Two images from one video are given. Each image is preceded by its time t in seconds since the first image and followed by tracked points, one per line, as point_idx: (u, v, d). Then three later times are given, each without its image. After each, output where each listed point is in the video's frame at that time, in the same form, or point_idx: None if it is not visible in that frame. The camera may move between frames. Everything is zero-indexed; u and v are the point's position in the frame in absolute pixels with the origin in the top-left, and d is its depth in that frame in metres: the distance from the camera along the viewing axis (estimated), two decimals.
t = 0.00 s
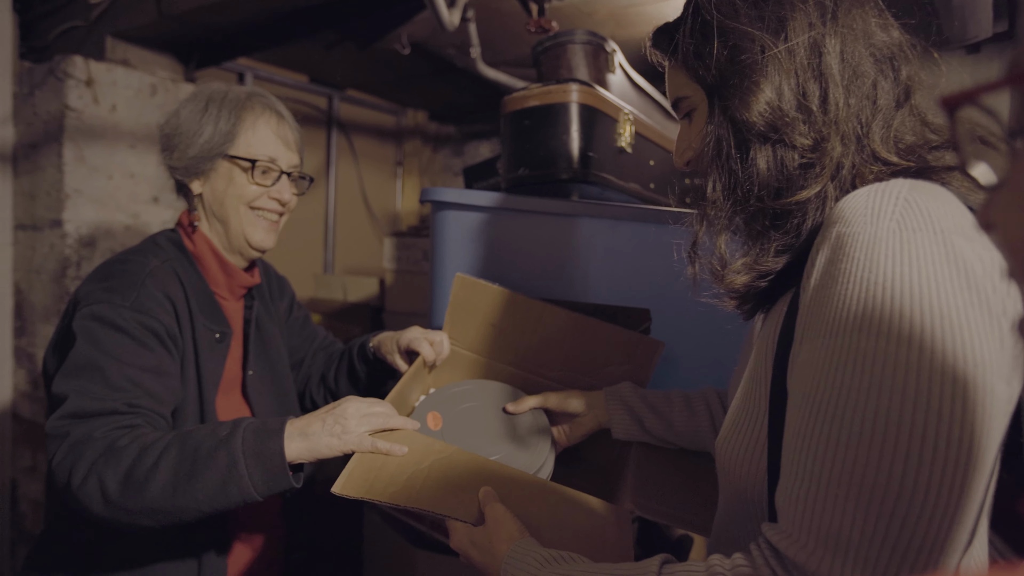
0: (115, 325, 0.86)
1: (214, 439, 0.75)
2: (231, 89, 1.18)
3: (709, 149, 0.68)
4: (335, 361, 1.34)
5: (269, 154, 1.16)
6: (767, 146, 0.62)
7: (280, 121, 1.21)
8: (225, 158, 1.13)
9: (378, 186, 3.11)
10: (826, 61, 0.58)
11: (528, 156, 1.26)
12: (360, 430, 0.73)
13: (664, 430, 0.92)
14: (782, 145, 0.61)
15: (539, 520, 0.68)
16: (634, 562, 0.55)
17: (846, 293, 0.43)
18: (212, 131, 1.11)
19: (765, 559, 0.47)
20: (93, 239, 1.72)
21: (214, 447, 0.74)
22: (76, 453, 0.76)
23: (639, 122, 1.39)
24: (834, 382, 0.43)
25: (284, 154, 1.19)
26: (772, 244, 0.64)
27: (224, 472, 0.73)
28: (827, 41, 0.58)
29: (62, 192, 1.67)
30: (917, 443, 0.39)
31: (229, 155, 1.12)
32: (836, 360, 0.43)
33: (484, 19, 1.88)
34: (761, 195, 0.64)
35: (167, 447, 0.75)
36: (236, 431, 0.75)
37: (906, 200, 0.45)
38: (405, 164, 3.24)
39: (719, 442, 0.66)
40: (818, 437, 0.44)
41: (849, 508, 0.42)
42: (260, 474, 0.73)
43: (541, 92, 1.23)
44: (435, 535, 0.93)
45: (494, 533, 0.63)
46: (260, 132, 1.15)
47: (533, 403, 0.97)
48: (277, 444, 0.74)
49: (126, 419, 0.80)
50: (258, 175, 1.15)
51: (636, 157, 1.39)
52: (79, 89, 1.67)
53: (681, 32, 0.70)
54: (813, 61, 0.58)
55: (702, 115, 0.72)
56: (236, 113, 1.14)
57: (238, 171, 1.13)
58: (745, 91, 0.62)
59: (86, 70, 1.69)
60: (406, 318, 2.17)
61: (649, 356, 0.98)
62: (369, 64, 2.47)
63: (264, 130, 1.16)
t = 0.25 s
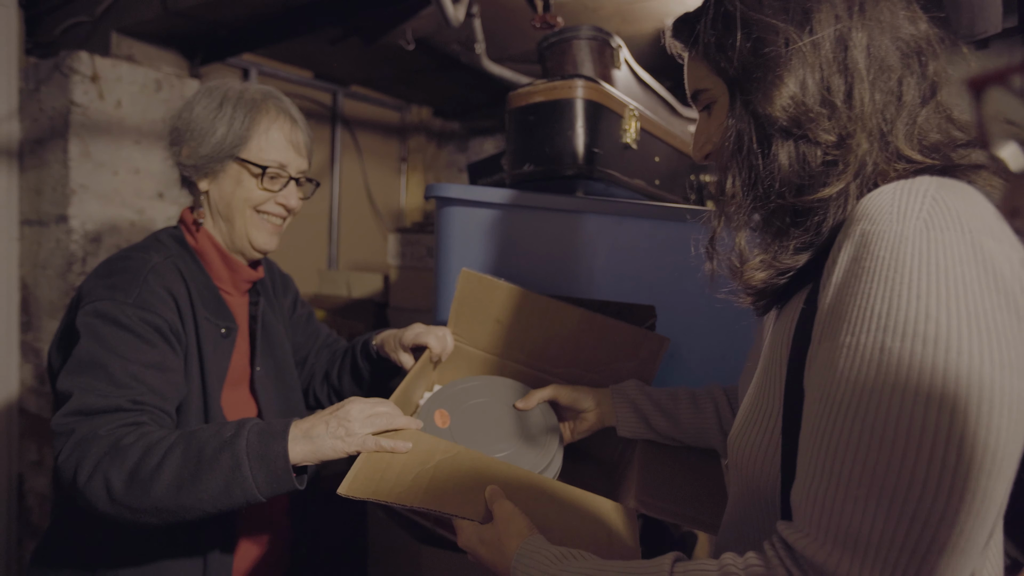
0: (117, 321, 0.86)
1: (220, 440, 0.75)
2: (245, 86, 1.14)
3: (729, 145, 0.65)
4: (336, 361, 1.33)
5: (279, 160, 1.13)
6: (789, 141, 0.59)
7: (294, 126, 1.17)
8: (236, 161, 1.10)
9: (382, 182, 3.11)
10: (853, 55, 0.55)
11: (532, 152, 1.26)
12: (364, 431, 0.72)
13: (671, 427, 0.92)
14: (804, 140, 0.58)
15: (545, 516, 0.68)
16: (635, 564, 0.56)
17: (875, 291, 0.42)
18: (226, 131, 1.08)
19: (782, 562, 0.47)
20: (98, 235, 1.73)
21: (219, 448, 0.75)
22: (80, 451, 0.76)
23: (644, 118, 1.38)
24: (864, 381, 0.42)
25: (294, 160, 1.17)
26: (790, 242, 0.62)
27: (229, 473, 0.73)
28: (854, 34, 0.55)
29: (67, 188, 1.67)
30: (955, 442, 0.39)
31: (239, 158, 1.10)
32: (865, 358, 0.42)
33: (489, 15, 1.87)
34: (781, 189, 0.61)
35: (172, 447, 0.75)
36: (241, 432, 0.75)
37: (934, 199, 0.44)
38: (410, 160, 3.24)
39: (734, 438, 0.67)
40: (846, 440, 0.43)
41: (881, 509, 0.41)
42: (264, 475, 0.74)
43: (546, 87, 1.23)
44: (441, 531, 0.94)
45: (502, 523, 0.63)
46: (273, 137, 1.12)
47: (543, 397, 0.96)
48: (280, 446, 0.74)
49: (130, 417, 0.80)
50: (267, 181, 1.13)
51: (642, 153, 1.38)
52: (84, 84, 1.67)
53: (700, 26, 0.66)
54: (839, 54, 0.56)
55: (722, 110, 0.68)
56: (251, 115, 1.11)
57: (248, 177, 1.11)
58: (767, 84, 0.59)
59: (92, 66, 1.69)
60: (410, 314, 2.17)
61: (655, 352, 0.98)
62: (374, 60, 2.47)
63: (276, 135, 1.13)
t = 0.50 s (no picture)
0: (114, 320, 0.85)
1: (219, 441, 0.75)
2: (247, 83, 1.10)
3: (755, 138, 0.63)
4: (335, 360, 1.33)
5: (281, 160, 1.10)
6: (817, 136, 0.57)
7: (295, 124, 1.14)
8: (237, 160, 1.07)
9: (381, 179, 3.11)
10: (883, 50, 0.53)
11: (531, 149, 1.26)
12: (363, 431, 0.73)
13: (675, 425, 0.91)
14: (835, 137, 0.56)
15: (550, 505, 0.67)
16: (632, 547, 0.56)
17: (903, 283, 0.42)
18: (227, 130, 1.05)
19: (797, 557, 0.47)
20: (95, 232, 1.72)
21: (218, 450, 0.74)
22: (78, 451, 0.76)
23: (642, 116, 1.38)
24: (892, 374, 0.41)
25: (296, 159, 1.14)
26: (811, 237, 0.58)
27: (227, 475, 0.73)
28: (885, 30, 0.53)
29: (64, 184, 1.66)
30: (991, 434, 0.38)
31: (240, 157, 1.07)
32: (893, 352, 0.41)
33: (488, 12, 1.87)
34: (805, 185, 0.58)
35: (171, 447, 0.75)
36: (240, 434, 0.75)
37: (962, 196, 0.44)
38: (408, 157, 3.23)
39: (744, 433, 0.67)
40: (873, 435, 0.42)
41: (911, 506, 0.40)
42: (262, 475, 0.73)
43: (545, 85, 1.22)
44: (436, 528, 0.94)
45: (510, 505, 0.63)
46: (275, 136, 1.09)
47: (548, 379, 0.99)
48: (281, 448, 0.74)
49: (128, 416, 0.79)
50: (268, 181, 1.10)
51: (640, 151, 1.38)
52: (81, 80, 1.67)
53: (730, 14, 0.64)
54: (868, 49, 0.54)
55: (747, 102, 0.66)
56: (253, 114, 1.07)
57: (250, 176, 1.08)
58: (794, 76, 0.56)
59: (89, 61, 1.68)
60: (409, 312, 2.16)
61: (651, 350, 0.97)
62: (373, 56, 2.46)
63: (279, 134, 1.10)
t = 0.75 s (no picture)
0: (117, 325, 0.84)
1: (223, 447, 0.75)
2: (251, 89, 1.07)
3: (789, 140, 0.61)
4: (336, 363, 1.32)
5: (283, 166, 1.06)
6: (852, 140, 0.56)
7: (300, 130, 1.10)
8: (240, 166, 1.04)
9: (377, 184, 3.11)
10: (924, 59, 0.52)
11: (526, 156, 1.26)
12: (365, 436, 0.73)
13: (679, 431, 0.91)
14: (871, 143, 0.55)
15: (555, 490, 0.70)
16: (644, 531, 0.57)
17: (933, 291, 0.45)
18: (229, 136, 1.02)
19: (815, 547, 0.50)
20: (90, 235, 1.73)
21: (223, 456, 0.74)
22: (81, 458, 0.75)
23: (638, 123, 1.39)
24: (917, 375, 0.44)
25: (299, 166, 1.10)
26: (840, 242, 0.58)
27: (234, 479, 0.73)
28: (927, 43, 0.52)
29: (59, 188, 1.67)
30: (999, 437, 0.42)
31: (244, 163, 1.04)
32: (920, 354, 0.44)
33: (483, 18, 1.89)
34: (837, 190, 0.57)
35: (175, 453, 0.75)
36: (245, 440, 0.75)
37: (995, 209, 0.47)
38: (405, 161, 3.24)
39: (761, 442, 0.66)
40: (891, 432, 0.45)
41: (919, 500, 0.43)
42: (268, 479, 0.73)
43: (540, 92, 1.23)
44: (431, 533, 0.94)
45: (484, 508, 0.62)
46: (278, 142, 1.06)
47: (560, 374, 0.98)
48: (285, 454, 0.74)
49: (132, 423, 0.78)
50: (270, 187, 1.06)
51: (635, 158, 1.39)
52: (77, 84, 1.68)
53: (770, 13, 0.63)
54: (909, 58, 0.53)
55: (779, 103, 0.64)
56: (256, 120, 1.04)
57: (253, 183, 1.05)
58: (834, 78, 0.56)
59: (85, 66, 1.69)
60: (405, 316, 2.16)
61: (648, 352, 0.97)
62: (371, 62, 2.47)
63: (282, 140, 1.07)
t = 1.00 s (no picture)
0: (108, 331, 0.83)
1: (215, 448, 0.75)
2: (247, 91, 1.07)
3: (799, 149, 0.62)
4: (324, 365, 1.32)
5: (280, 172, 1.06)
6: (860, 151, 0.57)
7: (295, 135, 1.10)
8: (236, 171, 1.03)
9: (364, 185, 3.11)
10: (930, 72, 0.54)
11: (512, 159, 1.27)
12: (356, 431, 0.74)
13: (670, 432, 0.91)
14: (878, 154, 0.56)
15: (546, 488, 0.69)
16: (643, 515, 0.58)
17: (932, 296, 0.46)
18: (226, 140, 1.02)
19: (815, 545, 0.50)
20: (73, 237, 1.71)
21: (215, 458, 0.74)
22: (69, 466, 0.75)
23: (622, 126, 1.41)
24: (914, 377, 0.45)
25: (295, 170, 1.09)
26: (847, 250, 0.59)
27: (227, 480, 0.73)
28: (933, 55, 0.54)
29: (41, 189, 1.66)
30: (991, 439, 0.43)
31: (240, 168, 1.03)
32: (918, 357, 0.45)
33: (470, 21, 1.90)
34: (846, 198, 0.58)
35: (166, 457, 0.75)
36: (236, 442, 0.75)
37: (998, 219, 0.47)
38: (391, 163, 3.24)
39: (762, 440, 0.67)
40: (887, 432, 0.46)
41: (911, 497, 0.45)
42: (262, 479, 0.74)
43: (526, 95, 1.24)
44: (417, 537, 0.95)
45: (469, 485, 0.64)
46: (274, 147, 1.05)
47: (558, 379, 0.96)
48: (279, 450, 0.74)
49: (119, 430, 0.78)
50: (267, 193, 1.05)
51: (620, 161, 1.40)
52: (60, 85, 1.67)
53: (779, 20, 0.64)
54: (916, 69, 0.54)
55: (784, 111, 0.67)
56: (252, 125, 1.03)
57: (249, 189, 1.04)
58: (843, 89, 0.57)
59: (68, 67, 1.68)
60: (392, 318, 2.16)
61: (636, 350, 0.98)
62: (358, 64, 2.47)
63: (278, 145, 1.06)
